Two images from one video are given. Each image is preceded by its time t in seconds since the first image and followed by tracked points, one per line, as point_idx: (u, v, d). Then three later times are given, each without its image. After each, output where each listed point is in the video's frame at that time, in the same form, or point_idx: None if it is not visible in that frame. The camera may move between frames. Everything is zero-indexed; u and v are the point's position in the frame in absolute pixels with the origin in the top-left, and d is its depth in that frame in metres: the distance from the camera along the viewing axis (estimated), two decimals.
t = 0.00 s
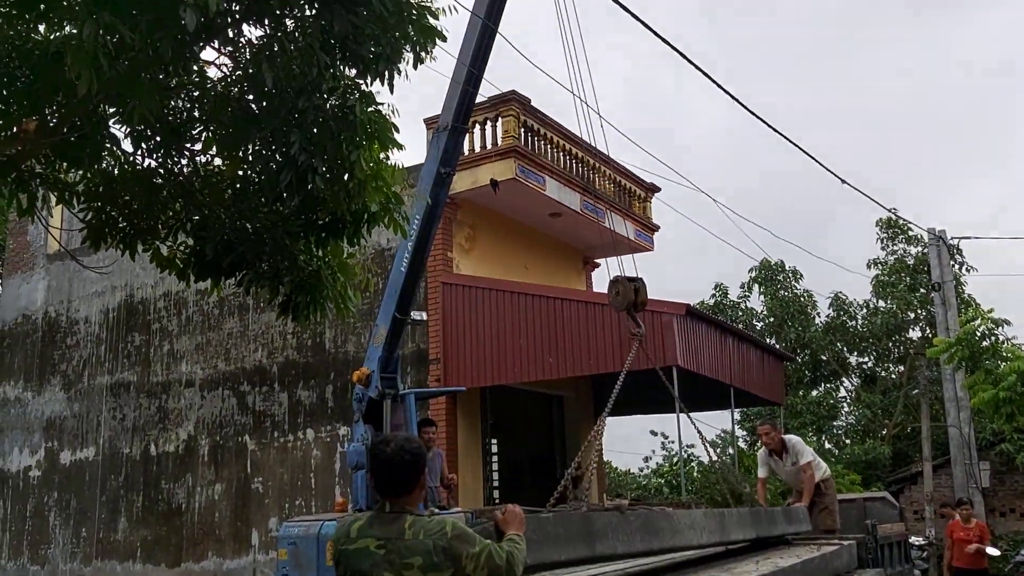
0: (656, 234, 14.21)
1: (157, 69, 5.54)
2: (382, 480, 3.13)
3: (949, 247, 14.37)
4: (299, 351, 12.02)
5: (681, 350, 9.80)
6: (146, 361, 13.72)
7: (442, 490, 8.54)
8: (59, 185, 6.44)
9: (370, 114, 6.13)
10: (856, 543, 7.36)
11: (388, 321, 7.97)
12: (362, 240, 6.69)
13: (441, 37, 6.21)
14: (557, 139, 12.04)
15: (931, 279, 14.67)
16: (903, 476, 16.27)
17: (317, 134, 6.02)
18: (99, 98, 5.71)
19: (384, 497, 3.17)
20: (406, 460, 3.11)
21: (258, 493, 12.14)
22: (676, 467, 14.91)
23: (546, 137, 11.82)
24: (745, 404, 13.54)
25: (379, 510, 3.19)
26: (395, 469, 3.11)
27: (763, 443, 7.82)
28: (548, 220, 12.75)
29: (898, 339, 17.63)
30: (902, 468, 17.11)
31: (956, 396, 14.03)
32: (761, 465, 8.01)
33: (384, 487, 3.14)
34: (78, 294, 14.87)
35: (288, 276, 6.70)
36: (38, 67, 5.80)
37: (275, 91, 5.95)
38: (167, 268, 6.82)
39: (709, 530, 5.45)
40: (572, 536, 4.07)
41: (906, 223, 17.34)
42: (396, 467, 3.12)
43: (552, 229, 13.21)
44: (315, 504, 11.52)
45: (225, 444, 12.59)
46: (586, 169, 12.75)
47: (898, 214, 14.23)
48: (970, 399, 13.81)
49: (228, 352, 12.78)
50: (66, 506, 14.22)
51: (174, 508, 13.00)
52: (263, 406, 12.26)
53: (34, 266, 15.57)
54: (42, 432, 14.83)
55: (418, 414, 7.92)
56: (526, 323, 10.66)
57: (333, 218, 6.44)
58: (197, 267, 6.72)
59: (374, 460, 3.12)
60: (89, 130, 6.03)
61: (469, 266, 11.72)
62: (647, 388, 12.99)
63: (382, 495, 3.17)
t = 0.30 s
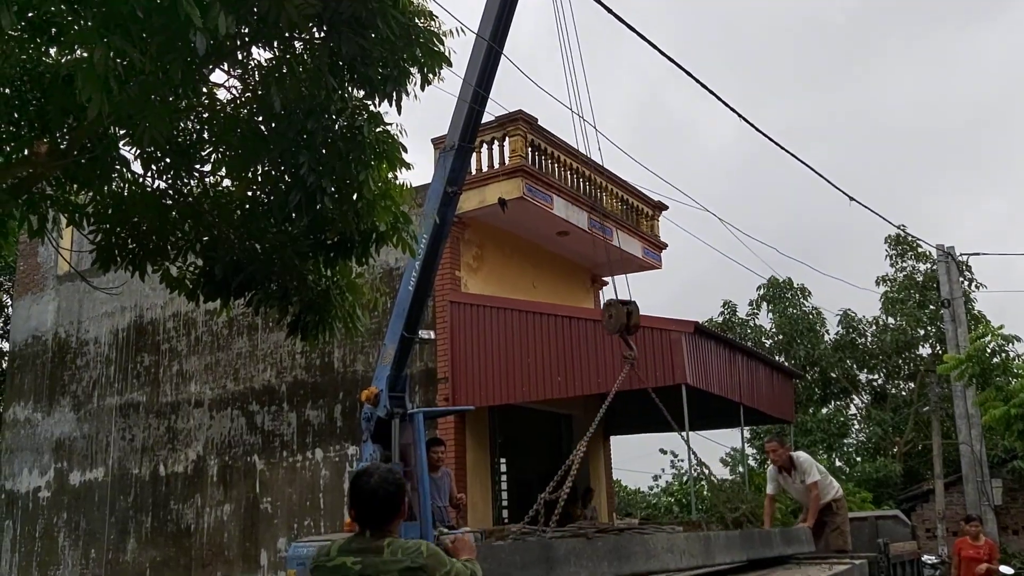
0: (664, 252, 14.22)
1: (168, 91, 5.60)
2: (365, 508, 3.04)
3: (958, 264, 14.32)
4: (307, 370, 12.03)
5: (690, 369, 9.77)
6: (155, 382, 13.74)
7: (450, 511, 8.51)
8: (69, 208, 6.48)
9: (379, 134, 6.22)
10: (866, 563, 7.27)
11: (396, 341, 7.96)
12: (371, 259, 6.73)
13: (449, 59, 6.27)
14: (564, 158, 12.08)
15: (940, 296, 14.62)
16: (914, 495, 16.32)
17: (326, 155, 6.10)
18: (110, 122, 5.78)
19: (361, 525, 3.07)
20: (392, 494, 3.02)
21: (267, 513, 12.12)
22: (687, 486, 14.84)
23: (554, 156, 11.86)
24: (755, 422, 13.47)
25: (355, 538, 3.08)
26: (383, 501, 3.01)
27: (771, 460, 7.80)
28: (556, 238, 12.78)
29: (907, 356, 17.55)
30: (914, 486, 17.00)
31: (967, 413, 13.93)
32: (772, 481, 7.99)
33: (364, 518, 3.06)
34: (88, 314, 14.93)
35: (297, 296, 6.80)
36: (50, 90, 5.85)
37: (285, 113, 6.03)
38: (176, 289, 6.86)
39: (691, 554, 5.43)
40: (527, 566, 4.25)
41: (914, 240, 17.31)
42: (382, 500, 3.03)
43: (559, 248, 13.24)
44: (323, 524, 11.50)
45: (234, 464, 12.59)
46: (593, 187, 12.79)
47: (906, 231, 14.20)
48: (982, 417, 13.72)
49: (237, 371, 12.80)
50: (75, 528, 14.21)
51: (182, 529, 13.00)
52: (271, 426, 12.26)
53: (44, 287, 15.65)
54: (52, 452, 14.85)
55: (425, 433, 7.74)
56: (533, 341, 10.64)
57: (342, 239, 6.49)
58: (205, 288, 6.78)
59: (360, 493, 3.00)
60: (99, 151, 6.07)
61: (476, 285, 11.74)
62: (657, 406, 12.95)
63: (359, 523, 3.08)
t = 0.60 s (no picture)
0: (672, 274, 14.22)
1: (178, 118, 5.65)
2: (331, 549, 2.96)
3: (967, 286, 14.29)
4: (315, 394, 12.03)
5: (699, 393, 9.73)
6: (163, 406, 13.75)
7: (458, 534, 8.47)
8: (79, 234, 6.53)
9: (386, 159, 6.23)
10: None
11: (404, 364, 7.94)
12: (379, 282, 6.76)
13: (456, 84, 6.30)
14: (572, 181, 12.11)
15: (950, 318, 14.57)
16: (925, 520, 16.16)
17: (334, 180, 6.11)
18: (121, 148, 5.84)
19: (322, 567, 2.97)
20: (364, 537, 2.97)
21: (275, 538, 12.09)
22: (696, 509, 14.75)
23: (562, 180, 11.89)
24: (765, 445, 13.40)
25: None
26: (353, 543, 2.95)
27: (772, 482, 7.38)
28: (563, 261, 12.80)
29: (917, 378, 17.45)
30: (926, 509, 16.85)
31: (978, 434, 13.83)
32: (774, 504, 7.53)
33: (328, 559, 2.96)
34: (97, 339, 14.97)
35: (306, 321, 6.90)
36: (61, 117, 5.94)
37: (293, 138, 6.03)
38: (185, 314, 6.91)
39: None
40: None
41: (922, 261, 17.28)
42: (353, 542, 2.97)
43: (568, 271, 13.26)
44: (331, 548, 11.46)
45: (242, 488, 12.57)
46: (601, 210, 12.82)
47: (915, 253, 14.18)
48: (993, 439, 13.61)
49: (245, 396, 12.80)
50: (82, 553, 14.19)
51: (190, 554, 12.96)
52: (279, 450, 12.24)
53: (54, 312, 15.72)
54: (60, 477, 14.86)
55: (434, 457, 7.74)
56: (542, 363, 10.64)
57: (350, 262, 6.55)
58: (214, 313, 6.80)
59: (331, 531, 2.94)
60: (109, 178, 6.15)
61: (484, 308, 11.76)
62: (665, 429, 12.91)
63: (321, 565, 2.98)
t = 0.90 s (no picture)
0: (680, 306, 14.21)
1: (191, 154, 5.69)
2: None
3: (977, 318, 14.21)
4: (323, 428, 12.00)
5: (709, 427, 9.69)
6: (172, 440, 13.73)
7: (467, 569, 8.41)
8: (91, 268, 6.60)
9: (396, 195, 6.28)
10: None
11: (411, 398, 7.93)
12: (388, 316, 6.78)
13: (464, 122, 6.37)
14: (579, 214, 12.14)
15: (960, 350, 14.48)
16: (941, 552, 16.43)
17: (344, 216, 6.18)
18: (134, 184, 5.91)
19: None
20: None
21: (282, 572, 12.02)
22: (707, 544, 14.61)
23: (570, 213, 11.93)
24: (776, 478, 13.30)
25: None
26: None
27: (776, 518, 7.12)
28: (572, 293, 12.79)
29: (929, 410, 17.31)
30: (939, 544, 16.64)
31: (991, 468, 13.69)
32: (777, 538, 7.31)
33: None
34: (107, 373, 15.00)
35: (315, 355, 6.93)
36: (76, 156, 6.00)
37: (305, 174, 6.12)
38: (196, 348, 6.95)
39: None
40: None
41: (931, 293, 17.23)
42: None
43: (576, 303, 13.27)
44: None
45: (250, 523, 12.52)
46: (609, 242, 12.84)
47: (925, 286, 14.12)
48: (1006, 472, 13.46)
49: (254, 429, 12.78)
50: None
51: None
52: (287, 484, 12.20)
53: (65, 346, 15.78)
54: (69, 511, 14.84)
55: (442, 492, 7.76)
56: (551, 396, 10.62)
57: (359, 296, 6.57)
58: (227, 347, 6.93)
59: None
60: (123, 214, 6.23)
61: (493, 340, 11.76)
62: (675, 463, 12.82)
63: None
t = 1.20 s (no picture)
0: (688, 326, 14.17)
1: (200, 177, 5.72)
2: None
3: (987, 339, 14.14)
4: (330, 449, 11.97)
5: (718, 449, 9.65)
6: (180, 461, 13.72)
7: None
8: (100, 291, 6.63)
9: (404, 218, 6.25)
10: None
11: (418, 419, 7.91)
12: (396, 337, 6.78)
13: (473, 144, 6.38)
14: (586, 235, 12.11)
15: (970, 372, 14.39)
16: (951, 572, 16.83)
17: (353, 238, 6.20)
18: (144, 207, 5.95)
19: None
20: None
21: None
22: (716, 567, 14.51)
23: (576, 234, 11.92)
24: (785, 500, 13.21)
25: None
26: None
27: (780, 536, 7.07)
28: (579, 315, 12.75)
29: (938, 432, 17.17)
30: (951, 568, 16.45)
31: (1002, 491, 13.56)
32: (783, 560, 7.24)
33: None
34: (115, 394, 15.01)
35: (323, 378, 6.97)
36: (86, 178, 6.00)
37: (314, 197, 6.16)
38: (204, 370, 6.97)
39: None
40: None
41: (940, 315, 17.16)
42: None
43: (584, 324, 13.24)
44: None
45: (256, 544, 12.48)
46: (617, 264, 12.82)
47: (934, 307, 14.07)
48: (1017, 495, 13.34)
49: (261, 450, 12.76)
50: None
51: None
52: (294, 506, 12.18)
53: (73, 367, 15.82)
54: (75, 532, 14.84)
55: (448, 514, 7.68)
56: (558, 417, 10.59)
57: (367, 319, 6.63)
58: (234, 368, 6.96)
59: None
60: (132, 237, 6.23)
61: (500, 361, 11.75)
62: (682, 485, 12.75)
63: None
